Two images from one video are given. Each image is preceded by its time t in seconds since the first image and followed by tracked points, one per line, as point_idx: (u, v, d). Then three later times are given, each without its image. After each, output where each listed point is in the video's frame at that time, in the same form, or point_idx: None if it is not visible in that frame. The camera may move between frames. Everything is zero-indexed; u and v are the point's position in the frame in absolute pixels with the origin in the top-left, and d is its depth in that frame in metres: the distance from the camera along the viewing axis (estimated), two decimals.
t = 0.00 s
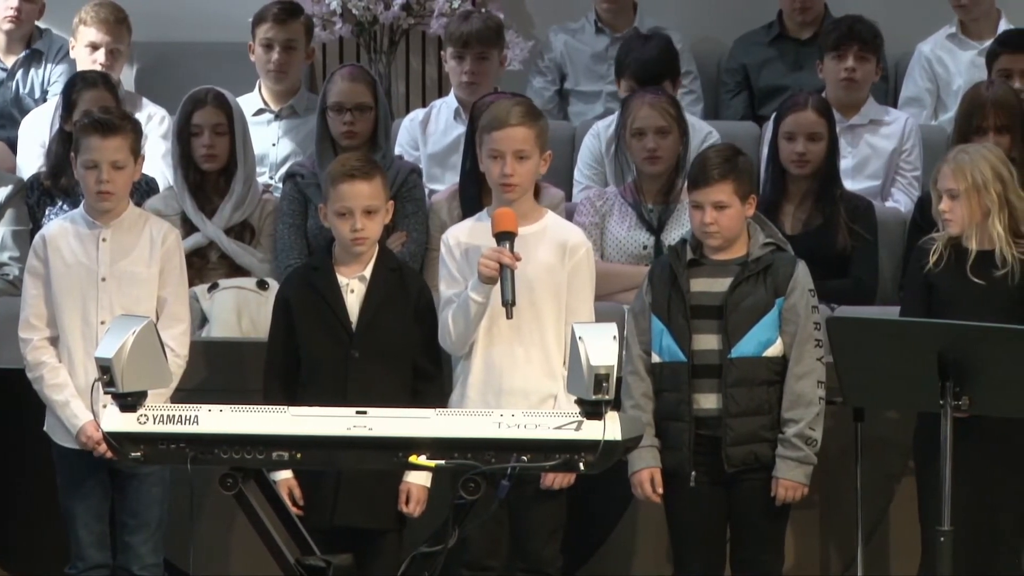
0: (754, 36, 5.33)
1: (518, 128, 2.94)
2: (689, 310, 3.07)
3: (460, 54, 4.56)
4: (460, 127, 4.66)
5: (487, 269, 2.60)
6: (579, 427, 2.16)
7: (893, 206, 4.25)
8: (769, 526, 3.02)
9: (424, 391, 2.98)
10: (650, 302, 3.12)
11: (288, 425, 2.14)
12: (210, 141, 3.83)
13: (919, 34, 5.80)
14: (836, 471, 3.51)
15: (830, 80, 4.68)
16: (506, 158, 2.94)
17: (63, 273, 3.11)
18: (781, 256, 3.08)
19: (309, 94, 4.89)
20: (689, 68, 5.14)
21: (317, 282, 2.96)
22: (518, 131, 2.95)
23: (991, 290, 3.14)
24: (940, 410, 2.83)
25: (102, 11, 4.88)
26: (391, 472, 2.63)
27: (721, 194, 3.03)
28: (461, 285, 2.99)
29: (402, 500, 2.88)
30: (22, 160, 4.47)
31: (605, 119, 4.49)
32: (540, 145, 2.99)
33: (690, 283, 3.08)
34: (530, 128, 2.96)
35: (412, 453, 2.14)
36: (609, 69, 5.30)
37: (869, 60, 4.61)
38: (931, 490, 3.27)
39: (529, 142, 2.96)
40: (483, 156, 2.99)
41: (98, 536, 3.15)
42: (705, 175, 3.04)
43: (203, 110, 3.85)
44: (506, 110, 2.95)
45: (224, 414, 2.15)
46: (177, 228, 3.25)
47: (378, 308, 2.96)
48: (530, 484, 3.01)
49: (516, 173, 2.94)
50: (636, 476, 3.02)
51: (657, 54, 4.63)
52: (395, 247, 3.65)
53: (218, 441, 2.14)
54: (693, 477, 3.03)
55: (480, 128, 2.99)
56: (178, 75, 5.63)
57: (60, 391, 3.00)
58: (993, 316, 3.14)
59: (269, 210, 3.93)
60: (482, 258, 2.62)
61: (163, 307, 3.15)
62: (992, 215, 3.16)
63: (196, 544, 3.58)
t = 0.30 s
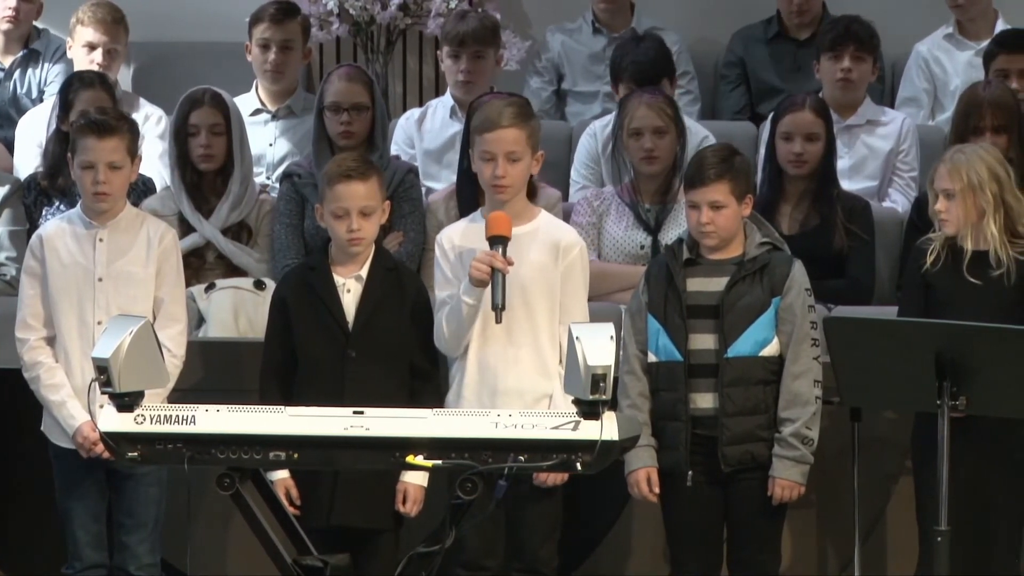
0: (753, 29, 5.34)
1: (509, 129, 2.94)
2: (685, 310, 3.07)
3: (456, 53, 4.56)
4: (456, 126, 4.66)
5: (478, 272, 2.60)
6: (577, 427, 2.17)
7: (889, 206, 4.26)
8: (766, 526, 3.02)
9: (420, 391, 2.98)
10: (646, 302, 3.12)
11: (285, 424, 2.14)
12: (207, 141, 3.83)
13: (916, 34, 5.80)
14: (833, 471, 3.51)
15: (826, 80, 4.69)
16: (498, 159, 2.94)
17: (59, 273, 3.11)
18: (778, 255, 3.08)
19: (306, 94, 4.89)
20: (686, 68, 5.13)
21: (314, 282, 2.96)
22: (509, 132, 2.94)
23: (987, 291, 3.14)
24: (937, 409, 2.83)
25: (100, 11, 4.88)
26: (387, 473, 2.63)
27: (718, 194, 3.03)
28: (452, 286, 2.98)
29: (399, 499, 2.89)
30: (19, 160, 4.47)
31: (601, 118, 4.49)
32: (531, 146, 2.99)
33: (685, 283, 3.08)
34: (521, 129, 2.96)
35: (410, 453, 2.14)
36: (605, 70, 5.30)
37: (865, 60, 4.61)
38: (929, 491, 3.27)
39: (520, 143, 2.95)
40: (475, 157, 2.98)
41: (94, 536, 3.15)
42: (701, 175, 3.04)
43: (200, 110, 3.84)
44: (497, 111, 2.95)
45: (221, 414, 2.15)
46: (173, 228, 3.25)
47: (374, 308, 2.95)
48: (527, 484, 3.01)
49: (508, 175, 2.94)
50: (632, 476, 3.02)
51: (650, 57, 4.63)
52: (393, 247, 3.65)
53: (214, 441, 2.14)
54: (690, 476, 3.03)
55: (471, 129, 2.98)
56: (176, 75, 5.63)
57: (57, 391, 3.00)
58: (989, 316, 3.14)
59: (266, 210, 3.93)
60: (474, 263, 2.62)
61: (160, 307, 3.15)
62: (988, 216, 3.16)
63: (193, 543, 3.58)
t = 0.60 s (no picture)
0: (755, 23, 5.33)
1: (521, 138, 2.90)
2: (683, 310, 3.07)
3: (452, 53, 4.55)
4: (453, 125, 4.66)
5: (482, 289, 2.59)
6: (574, 427, 2.17)
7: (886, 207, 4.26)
8: (764, 526, 3.01)
9: (417, 391, 2.98)
10: (643, 303, 3.11)
11: (282, 425, 2.15)
12: (204, 141, 3.83)
13: (914, 34, 5.81)
14: (831, 471, 3.50)
15: (823, 81, 4.69)
16: (513, 169, 2.89)
17: (55, 273, 3.11)
18: (775, 256, 3.08)
19: (303, 94, 4.90)
20: (684, 69, 5.14)
21: (311, 281, 2.96)
22: (515, 142, 2.90)
23: (985, 291, 3.14)
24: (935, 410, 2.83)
25: (97, 11, 4.89)
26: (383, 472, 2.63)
27: (714, 195, 3.03)
28: (448, 290, 2.98)
29: (396, 499, 2.88)
30: (16, 160, 4.48)
31: (598, 119, 4.49)
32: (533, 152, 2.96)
33: (682, 283, 3.08)
34: (528, 137, 2.93)
35: (407, 453, 2.15)
36: (603, 70, 5.31)
37: (861, 60, 4.61)
38: (926, 491, 3.27)
39: (530, 151, 2.92)
40: (477, 166, 2.94)
41: (91, 535, 3.15)
42: (696, 175, 3.03)
43: (197, 110, 3.84)
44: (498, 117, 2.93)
45: (218, 414, 2.15)
46: (169, 228, 3.25)
47: (371, 307, 2.95)
48: (525, 484, 3.01)
49: (520, 186, 2.90)
50: (631, 476, 3.02)
51: (646, 55, 4.61)
52: (389, 247, 3.65)
53: (212, 441, 2.14)
54: (687, 476, 3.03)
55: (475, 140, 2.93)
56: (173, 75, 5.63)
57: (53, 390, 3.00)
58: (988, 315, 3.13)
59: (263, 210, 3.93)
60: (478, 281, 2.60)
61: (156, 307, 3.15)
62: (987, 217, 3.16)
63: (190, 543, 3.58)
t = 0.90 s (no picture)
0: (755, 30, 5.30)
1: (529, 142, 2.90)
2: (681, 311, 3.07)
3: (449, 53, 4.55)
4: (451, 125, 4.66)
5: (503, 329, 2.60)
6: (572, 427, 2.16)
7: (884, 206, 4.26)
8: (761, 526, 3.01)
9: (415, 391, 2.99)
10: (641, 303, 3.11)
11: (280, 425, 2.15)
12: (202, 142, 3.83)
13: (913, 34, 5.81)
14: (828, 471, 3.51)
15: (821, 81, 4.69)
16: (521, 172, 2.89)
17: (51, 273, 3.11)
18: (773, 256, 3.07)
19: (300, 94, 4.89)
20: (682, 68, 5.14)
21: (308, 282, 2.95)
22: (521, 147, 2.89)
23: (983, 291, 3.14)
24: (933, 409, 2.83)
25: (94, 11, 4.88)
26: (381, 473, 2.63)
27: (706, 196, 3.01)
28: (448, 292, 2.98)
29: (394, 500, 2.91)
30: (14, 160, 4.48)
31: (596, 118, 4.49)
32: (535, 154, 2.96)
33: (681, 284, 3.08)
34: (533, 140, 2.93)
35: (405, 453, 2.15)
36: (601, 70, 5.30)
37: (859, 60, 4.60)
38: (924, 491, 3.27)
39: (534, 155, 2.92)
40: (480, 170, 2.93)
41: (88, 535, 3.15)
42: (694, 175, 3.03)
43: (194, 110, 3.84)
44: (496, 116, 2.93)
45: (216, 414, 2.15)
46: (166, 227, 3.25)
47: (369, 307, 2.95)
48: (523, 484, 3.00)
49: (527, 191, 2.91)
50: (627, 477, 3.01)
51: (642, 51, 4.60)
52: (387, 247, 3.65)
53: (210, 441, 2.14)
54: (684, 477, 3.03)
55: (480, 146, 2.90)
56: (170, 75, 5.63)
57: (51, 388, 3.00)
58: (985, 315, 3.14)
59: (261, 210, 3.93)
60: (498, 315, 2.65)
61: (152, 306, 3.15)
62: (985, 217, 3.16)
63: (187, 543, 3.58)
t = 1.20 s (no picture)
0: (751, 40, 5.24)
1: (522, 141, 2.90)
2: (677, 311, 3.06)
3: (446, 54, 4.55)
4: (449, 125, 4.66)
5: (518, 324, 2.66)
6: (570, 427, 2.16)
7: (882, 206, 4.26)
8: (760, 526, 3.01)
9: (413, 391, 2.98)
10: (639, 302, 3.12)
11: (277, 425, 2.15)
12: (200, 142, 3.83)
13: (911, 35, 5.81)
14: (826, 471, 3.51)
15: (818, 80, 4.68)
16: (517, 171, 2.89)
17: (50, 272, 3.11)
18: (771, 255, 3.06)
19: (299, 94, 4.89)
20: (680, 69, 5.14)
21: (305, 282, 2.95)
22: (516, 145, 2.90)
23: (980, 292, 3.15)
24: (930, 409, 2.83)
25: (93, 11, 4.88)
26: (378, 473, 2.63)
27: (697, 197, 3.01)
28: (445, 291, 2.95)
29: (392, 500, 2.89)
30: (12, 160, 4.48)
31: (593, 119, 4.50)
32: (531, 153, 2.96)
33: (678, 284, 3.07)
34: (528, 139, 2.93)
35: (403, 453, 2.15)
36: (599, 70, 5.31)
37: (856, 59, 4.60)
38: (922, 491, 3.27)
39: (528, 154, 2.92)
40: (475, 169, 2.92)
41: (87, 535, 3.15)
42: (692, 176, 3.02)
43: (192, 111, 3.84)
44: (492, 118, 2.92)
45: (213, 414, 2.15)
46: (164, 226, 3.25)
47: (367, 307, 2.95)
48: (521, 484, 3.00)
49: (523, 189, 2.90)
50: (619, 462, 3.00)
51: (640, 51, 4.60)
52: (385, 248, 3.64)
53: (208, 441, 2.14)
54: (678, 476, 3.03)
55: (476, 145, 2.90)
56: (168, 75, 5.63)
57: (50, 386, 3.01)
58: (982, 315, 3.14)
59: (259, 211, 3.94)
60: (507, 327, 2.68)
61: (151, 305, 3.15)
62: (982, 218, 3.15)
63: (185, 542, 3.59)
